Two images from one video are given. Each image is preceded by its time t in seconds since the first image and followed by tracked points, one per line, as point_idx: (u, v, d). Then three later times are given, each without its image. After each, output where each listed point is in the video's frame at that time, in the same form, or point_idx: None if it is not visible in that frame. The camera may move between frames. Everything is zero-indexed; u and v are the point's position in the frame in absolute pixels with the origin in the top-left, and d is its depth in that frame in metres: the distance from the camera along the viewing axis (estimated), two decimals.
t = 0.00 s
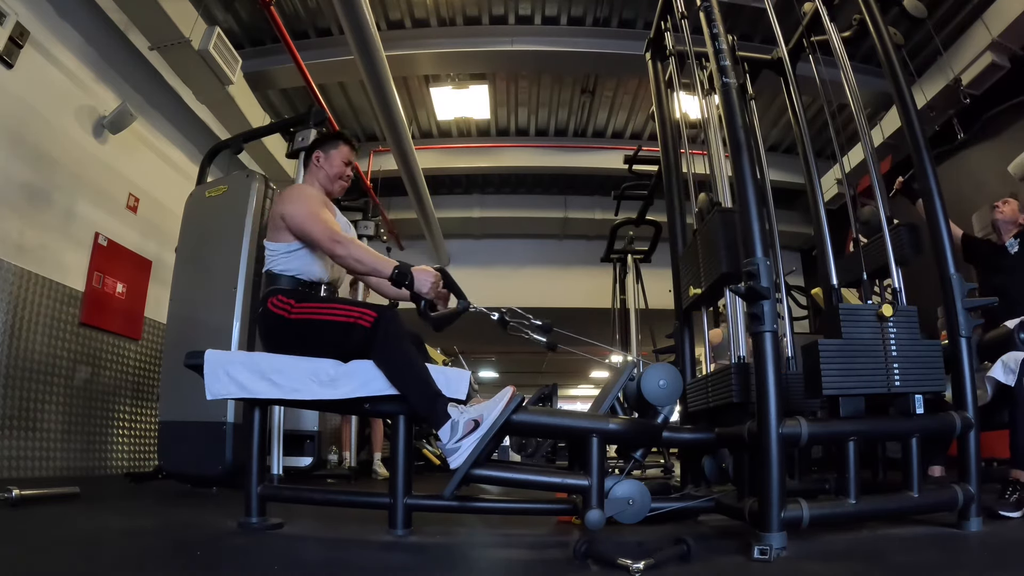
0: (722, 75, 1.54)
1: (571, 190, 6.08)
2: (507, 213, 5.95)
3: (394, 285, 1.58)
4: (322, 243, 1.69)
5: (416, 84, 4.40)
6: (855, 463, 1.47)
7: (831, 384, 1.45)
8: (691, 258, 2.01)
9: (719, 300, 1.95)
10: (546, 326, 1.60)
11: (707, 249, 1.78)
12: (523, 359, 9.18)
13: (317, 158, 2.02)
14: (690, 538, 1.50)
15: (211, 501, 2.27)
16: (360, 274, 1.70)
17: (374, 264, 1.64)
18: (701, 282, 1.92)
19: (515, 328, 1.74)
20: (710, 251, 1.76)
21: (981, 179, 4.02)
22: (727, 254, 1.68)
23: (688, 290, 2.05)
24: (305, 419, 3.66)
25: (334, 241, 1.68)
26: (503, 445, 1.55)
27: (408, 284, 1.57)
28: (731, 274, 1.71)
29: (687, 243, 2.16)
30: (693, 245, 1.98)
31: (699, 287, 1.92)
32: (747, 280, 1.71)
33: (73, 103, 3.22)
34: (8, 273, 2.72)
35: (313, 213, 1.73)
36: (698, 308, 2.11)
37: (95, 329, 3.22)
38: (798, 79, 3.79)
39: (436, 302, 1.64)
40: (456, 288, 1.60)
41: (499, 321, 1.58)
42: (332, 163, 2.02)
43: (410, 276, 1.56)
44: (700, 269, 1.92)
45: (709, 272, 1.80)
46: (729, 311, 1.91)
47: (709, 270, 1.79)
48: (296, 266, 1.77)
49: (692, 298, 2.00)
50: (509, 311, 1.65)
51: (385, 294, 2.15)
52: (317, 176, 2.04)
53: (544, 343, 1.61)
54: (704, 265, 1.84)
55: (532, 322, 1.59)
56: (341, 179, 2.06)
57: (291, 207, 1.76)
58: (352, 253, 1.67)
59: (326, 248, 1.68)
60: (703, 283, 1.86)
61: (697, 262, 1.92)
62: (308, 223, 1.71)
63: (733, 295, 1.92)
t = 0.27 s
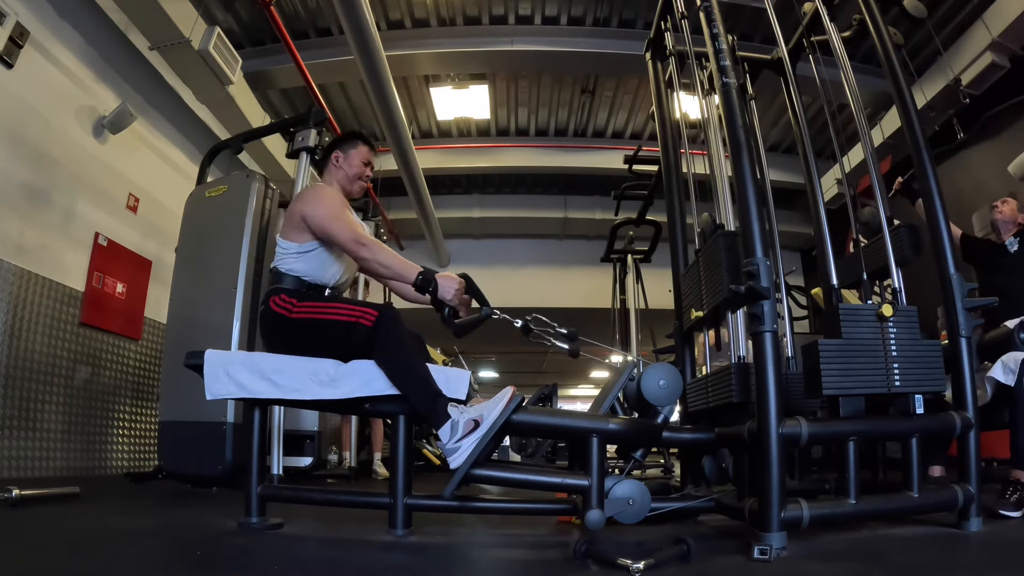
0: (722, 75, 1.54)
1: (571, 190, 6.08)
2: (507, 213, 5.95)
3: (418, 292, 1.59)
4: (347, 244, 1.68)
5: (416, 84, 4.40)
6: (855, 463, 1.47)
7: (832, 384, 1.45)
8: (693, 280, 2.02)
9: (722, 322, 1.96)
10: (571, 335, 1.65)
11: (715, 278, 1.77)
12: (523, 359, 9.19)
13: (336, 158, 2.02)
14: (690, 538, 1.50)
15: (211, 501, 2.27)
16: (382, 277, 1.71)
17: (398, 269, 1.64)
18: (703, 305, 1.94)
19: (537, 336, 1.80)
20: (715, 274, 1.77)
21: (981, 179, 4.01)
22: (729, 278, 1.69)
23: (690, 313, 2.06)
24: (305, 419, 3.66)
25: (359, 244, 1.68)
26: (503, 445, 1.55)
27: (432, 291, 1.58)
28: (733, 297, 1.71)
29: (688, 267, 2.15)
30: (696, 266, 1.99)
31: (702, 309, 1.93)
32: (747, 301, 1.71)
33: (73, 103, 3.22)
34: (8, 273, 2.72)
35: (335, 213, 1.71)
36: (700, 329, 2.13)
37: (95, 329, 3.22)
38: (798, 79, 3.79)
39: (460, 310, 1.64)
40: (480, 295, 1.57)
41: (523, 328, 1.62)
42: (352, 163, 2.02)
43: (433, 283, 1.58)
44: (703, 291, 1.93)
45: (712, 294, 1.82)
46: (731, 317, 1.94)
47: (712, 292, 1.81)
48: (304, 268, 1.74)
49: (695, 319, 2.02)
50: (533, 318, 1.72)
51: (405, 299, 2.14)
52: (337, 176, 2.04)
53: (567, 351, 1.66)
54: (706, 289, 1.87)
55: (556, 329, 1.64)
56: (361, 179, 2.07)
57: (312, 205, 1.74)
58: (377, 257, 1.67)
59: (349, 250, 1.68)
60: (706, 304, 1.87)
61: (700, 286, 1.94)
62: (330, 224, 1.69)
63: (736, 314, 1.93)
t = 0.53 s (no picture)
0: (722, 75, 1.54)
1: (571, 190, 6.08)
2: (507, 213, 5.95)
3: (441, 298, 1.56)
4: (370, 245, 1.67)
5: (416, 84, 4.40)
6: (855, 463, 1.47)
7: (832, 385, 1.45)
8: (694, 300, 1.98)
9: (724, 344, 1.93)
10: (592, 341, 1.68)
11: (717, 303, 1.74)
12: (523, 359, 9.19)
13: (354, 161, 2.02)
14: (690, 538, 1.50)
15: (211, 501, 2.27)
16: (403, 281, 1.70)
17: (421, 272, 1.64)
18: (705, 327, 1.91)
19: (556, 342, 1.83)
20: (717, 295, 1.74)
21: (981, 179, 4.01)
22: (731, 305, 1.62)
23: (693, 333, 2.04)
24: (305, 419, 3.66)
25: (381, 246, 1.67)
26: (503, 445, 1.55)
27: (455, 297, 1.54)
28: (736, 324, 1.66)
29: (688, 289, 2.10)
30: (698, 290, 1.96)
31: (704, 331, 1.90)
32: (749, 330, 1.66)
33: (73, 103, 3.22)
34: (8, 273, 2.72)
35: (356, 215, 1.71)
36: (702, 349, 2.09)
37: (95, 329, 3.22)
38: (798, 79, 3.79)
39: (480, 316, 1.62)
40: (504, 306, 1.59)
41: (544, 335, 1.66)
42: (369, 166, 2.03)
43: (457, 289, 1.55)
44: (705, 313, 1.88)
45: (714, 315, 1.80)
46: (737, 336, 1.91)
47: (714, 315, 1.78)
48: (310, 270, 1.75)
49: (698, 341, 1.99)
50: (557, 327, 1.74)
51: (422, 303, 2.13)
52: (354, 179, 2.03)
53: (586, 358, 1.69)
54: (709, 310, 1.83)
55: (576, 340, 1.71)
56: (379, 181, 2.06)
57: (332, 207, 1.73)
58: (399, 259, 1.65)
59: (371, 252, 1.67)
60: (709, 326, 1.84)
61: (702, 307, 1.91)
62: (351, 225, 1.69)
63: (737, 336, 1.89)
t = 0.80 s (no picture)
0: (722, 75, 1.54)
1: (571, 190, 6.08)
2: (507, 213, 5.95)
3: (459, 303, 1.58)
4: (389, 248, 1.67)
5: (416, 84, 4.40)
6: (855, 463, 1.47)
7: (832, 385, 1.45)
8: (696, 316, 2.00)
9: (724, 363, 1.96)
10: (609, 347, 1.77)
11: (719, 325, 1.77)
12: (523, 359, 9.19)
13: (368, 166, 2.02)
14: (690, 538, 1.50)
15: (211, 501, 2.27)
16: (421, 284, 1.70)
17: (441, 277, 1.65)
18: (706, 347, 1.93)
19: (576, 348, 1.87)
20: (719, 323, 1.77)
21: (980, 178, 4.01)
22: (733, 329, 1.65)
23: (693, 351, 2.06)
24: (305, 419, 3.66)
25: (400, 250, 1.67)
26: (503, 445, 1.55)
27: (473, 303, 1.56)
28: (738, 344, 1.71)
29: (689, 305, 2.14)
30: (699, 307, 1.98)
31: (705, 350, 1.92)
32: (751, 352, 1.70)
33: (73, 103, 3.22)
34: (8, 273, 2.72)
35: (374, 219, 1.71)
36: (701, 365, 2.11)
37: (95, 329, 3.22)
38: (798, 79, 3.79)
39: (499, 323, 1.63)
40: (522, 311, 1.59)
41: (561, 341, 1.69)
42: (384, 170, 2.03)
43: (475, 294, 1.56)
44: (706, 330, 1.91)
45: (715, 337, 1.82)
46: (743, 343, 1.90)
47: (715, 333, 1.81)
48: (315, 272, 1.75)
49: (698, 362, 2.01)
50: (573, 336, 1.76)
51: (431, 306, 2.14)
52: (368, 183, 2.03)
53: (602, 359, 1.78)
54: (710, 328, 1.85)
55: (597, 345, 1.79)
56: (393, 186, 2.06)
57: (348, 210, 1.73)
58: (419, 264, 1.65)
59: (390, 256, 1.67)
60: (710, 345, 1.86)
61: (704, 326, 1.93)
62: (369, 229, 1.69)
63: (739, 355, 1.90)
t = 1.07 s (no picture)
0: (722, 75, 1.54)
1: (571, 190, 6.08)
2: (507, 213, 5.95)
3: (472, 308, 1.57)
4: (402, 250, 1.67)
5: (416, 84, 4.40)
6: (854, 462, 1.47)
7: (832, 385, 1.45)
8: (698, 332, 1.99)
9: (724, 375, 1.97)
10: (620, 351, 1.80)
11: (720, 336, 1.78)
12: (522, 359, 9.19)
13: (377, 169, 2.01)
14: (690, 538, 1.50)
15: (212, 501, 2.27)
16: (433, 287, 1.70)
17: (454, 280, 1.64)
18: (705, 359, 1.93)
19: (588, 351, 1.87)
20: (721, 338, 1.77)
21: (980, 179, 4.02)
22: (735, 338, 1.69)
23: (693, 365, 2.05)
24: (305, 419, 3.66)
25: (413, 253, 1.66)
26: (503, 445, 1.55)
27: (485, 308, 1.54)
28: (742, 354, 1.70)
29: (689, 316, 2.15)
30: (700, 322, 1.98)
31: (705, 363, 1.92)
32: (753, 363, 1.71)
33: (73, 103, 3.22)
34: (8, 273, 2.72)
35: (385, 222, 1.70)
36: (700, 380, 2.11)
37: (95, 329, 3.22)
38: (798, 79, 3.79)
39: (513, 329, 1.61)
40: (534, 315, 1.59)
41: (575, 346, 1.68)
42: (393, 173, 2.02)
43: (488, 300, 1.55)
44: (707, 341, 1.91)
45: (715, 349, 1.83)
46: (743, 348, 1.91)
47: (716, 343, 1.82)
48: (318, 273, 1.75)
49: (697, 372, 2.00)
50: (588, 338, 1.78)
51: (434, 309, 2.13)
52: (377, 186, 2.03)
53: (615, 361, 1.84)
54: (711, 339, 1.85)
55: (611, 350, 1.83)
56: (403, 188, 2.06)
57: (360, 212, 1.72)
58: (431, 268, 1.64)
59: (402, 258, 1.67)
60: (710, 357, 1.87)
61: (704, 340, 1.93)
62: (382, 231, 1.69)
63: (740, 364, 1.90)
